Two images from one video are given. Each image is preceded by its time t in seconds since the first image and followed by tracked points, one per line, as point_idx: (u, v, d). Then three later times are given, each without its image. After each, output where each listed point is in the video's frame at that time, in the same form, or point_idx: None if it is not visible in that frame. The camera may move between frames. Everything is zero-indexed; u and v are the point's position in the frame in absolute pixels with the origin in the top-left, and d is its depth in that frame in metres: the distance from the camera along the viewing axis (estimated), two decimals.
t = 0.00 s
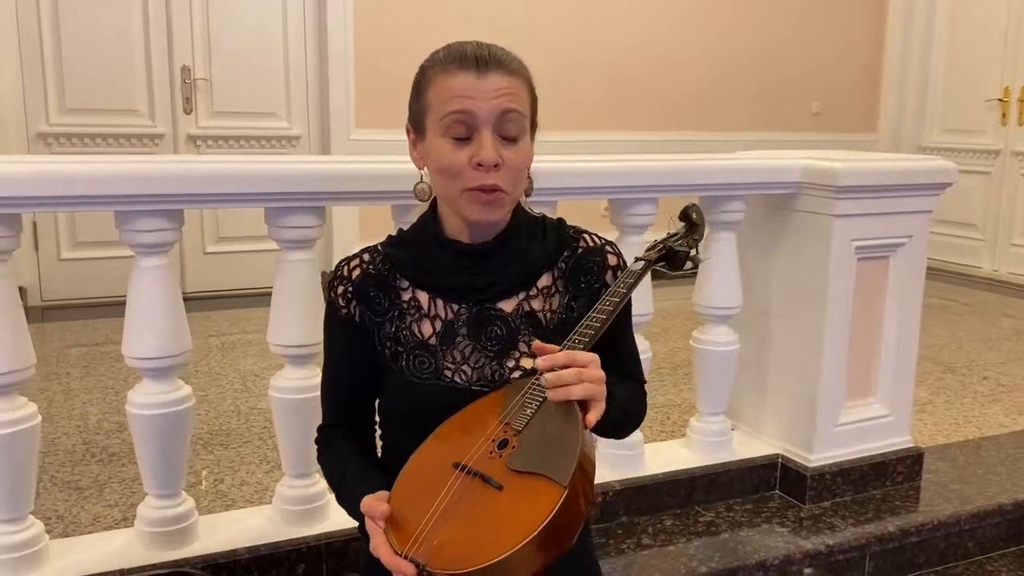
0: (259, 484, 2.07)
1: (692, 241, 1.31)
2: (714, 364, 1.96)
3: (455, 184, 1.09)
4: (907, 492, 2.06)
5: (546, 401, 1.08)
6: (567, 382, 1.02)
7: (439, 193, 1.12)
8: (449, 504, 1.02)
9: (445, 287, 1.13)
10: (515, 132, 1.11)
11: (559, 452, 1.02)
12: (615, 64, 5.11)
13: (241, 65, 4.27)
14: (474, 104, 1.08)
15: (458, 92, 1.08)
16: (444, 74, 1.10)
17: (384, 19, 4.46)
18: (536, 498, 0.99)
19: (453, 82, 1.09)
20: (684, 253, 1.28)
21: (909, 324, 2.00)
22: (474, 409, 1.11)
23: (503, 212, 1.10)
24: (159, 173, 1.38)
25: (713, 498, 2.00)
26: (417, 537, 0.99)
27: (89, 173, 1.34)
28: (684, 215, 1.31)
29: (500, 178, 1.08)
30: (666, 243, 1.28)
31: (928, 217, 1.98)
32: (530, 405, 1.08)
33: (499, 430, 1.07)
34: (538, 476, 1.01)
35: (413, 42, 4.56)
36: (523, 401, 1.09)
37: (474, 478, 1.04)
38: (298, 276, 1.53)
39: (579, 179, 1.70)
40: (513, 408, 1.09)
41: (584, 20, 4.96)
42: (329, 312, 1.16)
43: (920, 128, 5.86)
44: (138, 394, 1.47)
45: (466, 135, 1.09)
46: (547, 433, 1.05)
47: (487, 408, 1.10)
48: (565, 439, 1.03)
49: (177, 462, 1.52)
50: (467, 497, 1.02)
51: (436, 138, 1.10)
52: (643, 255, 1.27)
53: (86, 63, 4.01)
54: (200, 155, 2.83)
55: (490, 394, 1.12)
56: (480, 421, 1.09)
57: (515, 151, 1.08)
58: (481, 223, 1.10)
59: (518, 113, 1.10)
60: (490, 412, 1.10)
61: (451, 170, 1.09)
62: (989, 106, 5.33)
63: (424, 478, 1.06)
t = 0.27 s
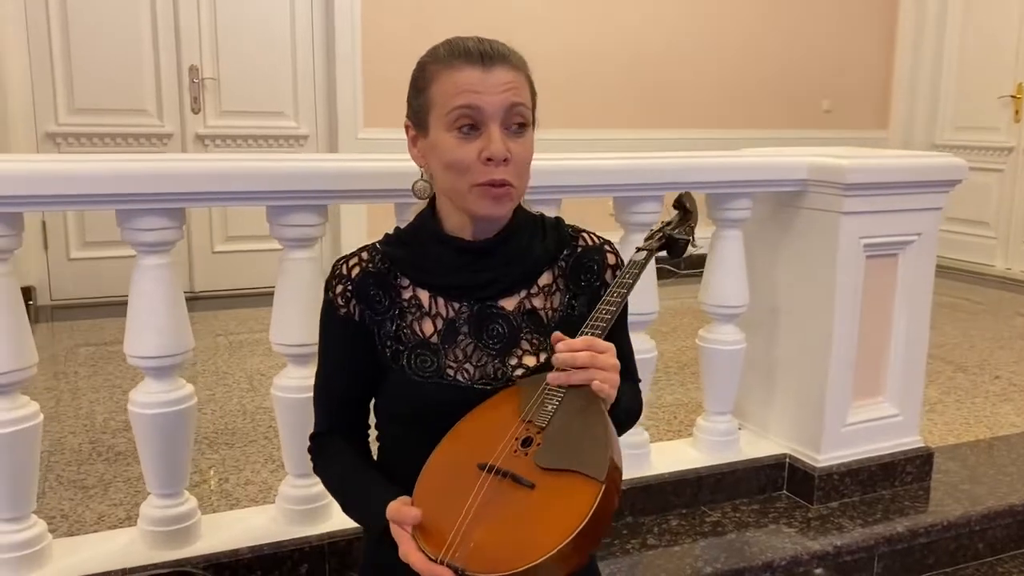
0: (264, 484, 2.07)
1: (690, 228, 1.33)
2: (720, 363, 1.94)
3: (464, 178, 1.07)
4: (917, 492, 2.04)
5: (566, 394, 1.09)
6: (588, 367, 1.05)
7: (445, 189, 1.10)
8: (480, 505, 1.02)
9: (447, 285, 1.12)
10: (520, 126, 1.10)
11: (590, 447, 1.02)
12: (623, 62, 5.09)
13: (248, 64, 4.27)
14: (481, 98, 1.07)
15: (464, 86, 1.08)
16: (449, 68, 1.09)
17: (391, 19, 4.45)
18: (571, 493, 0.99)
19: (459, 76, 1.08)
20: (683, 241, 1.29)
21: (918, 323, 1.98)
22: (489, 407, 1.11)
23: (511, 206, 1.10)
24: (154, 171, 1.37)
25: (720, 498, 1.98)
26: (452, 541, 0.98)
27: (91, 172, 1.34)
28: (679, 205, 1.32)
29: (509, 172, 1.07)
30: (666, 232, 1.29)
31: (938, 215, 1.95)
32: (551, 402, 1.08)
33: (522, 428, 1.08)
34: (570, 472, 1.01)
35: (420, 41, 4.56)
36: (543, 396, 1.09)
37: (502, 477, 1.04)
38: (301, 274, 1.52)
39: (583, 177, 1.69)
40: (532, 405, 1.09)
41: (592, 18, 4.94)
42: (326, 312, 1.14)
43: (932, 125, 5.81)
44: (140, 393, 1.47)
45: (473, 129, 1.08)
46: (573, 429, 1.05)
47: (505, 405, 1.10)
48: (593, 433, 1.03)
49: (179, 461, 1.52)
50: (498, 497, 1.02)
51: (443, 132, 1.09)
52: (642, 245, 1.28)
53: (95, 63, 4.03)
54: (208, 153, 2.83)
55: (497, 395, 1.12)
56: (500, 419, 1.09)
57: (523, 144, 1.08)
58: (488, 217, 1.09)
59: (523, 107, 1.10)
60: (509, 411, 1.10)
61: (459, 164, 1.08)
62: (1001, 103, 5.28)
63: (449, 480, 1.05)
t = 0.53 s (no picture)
0: (266, 485, 2.06)
1: (695, 231, 1.31)
2: (723, 364, 1.93)
3: (473, 178, 1.06)
4: (923, 494, 2.02)
5: (581, 402, 1.09)
6: (606, 375, 1.06)
7: (452, 190, 1.09)
8: (499, 514, 1.02)
9: (449, 286, 1.11)
10: (523, 122, 1.10)
11: (609, 461, 1.04)
12: (629, 61, 5.08)
13: (252, 64, 4.27)
14: (485, 96, 1.06)
15: (467, 85, 1.07)
16: (449, 68, 1.08)
17: (396, 18, 4.45)
18: (594, 503, 1.01)
19: (461, 75, 1.07)
20: (688, 246, 1.29)
21: (924, 324, 1.96)
22: (498, 412, 1.10)
23: (520, 203, 1.09)
24: (151, 173, 1.36)
25: (724, 500, 1.97)
26: (472, 551, 0.98)
27: (89, 174, 1.33)
28: (684, 206, 1.31)
29: (518, 168, 1.07)
30: (671, 235, 1.28)
31: (943, 214, 1.93)
32: (564, 409, 1.08)
33: (536, 434, 1.08)
34: (590, 484, 1.03)
35: (425, 40, 4.55)
36: (557, 402, 1.09)
37: (519, 486, 1.04)
38: (300, 275, 1.51)
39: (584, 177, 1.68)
40: (543, 411, 1.10)
41: (598, 17, 4.93)
42: (323, 315, 1.13)
43: (940, 123, 5.77)
44: (139, 395, 1.46)
45: (479, 127, 1.07)
46: (590, 439, 1.06)
47: (514, 410, 1.10)
48: (610, 444, 1.06)
49: (179, 463, 1.51)
50: (517, 506, 1.02)
51: (448, 133, 1.07)
52: (647, 248, 1.27)
53: (101, 64, 4.03)
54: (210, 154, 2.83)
55: (500, 401, 1.11)
56: (512, 425, 1.09)
57: (530, 140, 1.07)
58: (497, 216, 1.09)
59: (525, 103, 1.10)
60: (519, 416, 1.10)
61: (467, 164, 1.06)
62: (1011, 101, 5.24)
63: (464, 487, 1.05)
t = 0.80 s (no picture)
0: (268, 486, 2.06)
1: (694, 230, 1.31)
2: (725, 364, 1.92)
3: (473, 180, 1.06)
4: (926, 494, 2.01)
5: (583, 401, 1.10)
6: (608, 372, 1.06)
7: (451, 192, 1.08)
8: (503, 511, 1.01)
9: (449, 282, 1.10)
10: (520, 122, 1.10)
11: (612, 460, 1.04)
12: (632, 60, 5.07)
13: (256, 65, 4.28)
14: (483, 98, 1.06)
15: (464, 88, 1.07)
16: (445, 72, 1.08)
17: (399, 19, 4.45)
18: (597, 500, 1.01)
19: (458, 78, 1.07)
20: (688, 245, 1.29)
21: (928, 323, 1.95)
22: (499, 410, 1.10)
23: (521, 204, 1.09)
24: (151, 174, 1.35)
25: (727, 500, 1.96)
26: (476, 547, 0.98)
27: (89, 175, 1.33)
28: (683, 205, 1.30)
29: (518, 169, 1.07)
30: (671, 234, 1.28)
31: (946, 213, 1.93)
32: (566, 407, 1.09)
33: (538, 434, 1.08)
34: (592, 482, 1.03)
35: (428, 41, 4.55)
36: (559, 401, 1.09)
37: (521, 484, 1.04)
38: (301, 276, 1.51)
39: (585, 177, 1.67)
40: (545, 410, 1.10)
41: (601, 17, 4.92)
42: (322, 313, 1.13)
43: (945, 123, 5.76)
44: (141, 396, 1.46)
45: (477, 130, 1.07)
46: (592, 438, 1.07)
47: (517, 409, 1.10)
48: (613, 443, 1.06)
49: (181, 464, 1.52)
50: (520, 504, 1.02)
51: (446, 136, 1.07)
52: (646, 247, 1.27)
53: (105, 65, 4.04)
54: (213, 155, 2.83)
55: (502, 399, 1.11)
56: (514, 423, 1.09)
57: (529, 139, 1.07)
58: (498, 218, 1.08)
59: (522, 103, 1.10)
60: (521, 415, 1.10)
61: (467, 167, 1.06)
62: (1016, 100, 5.22)
63: (467, 486, 1.05)
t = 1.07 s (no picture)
0: (273, 486, 2.07)
1: (704, 229, 1.30)
2: (729, 364, 1.92)
3: (478, 180, 1.06)
4: (931, 494, 2.01)
5: (584, 403, 1.09)
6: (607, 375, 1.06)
7: (456, 192, 1.09)
8: (499, 513, 1.02)
9: (453, 280, 1.11)
10: (526, 122, 1.10)
11: (610, 464, 1.04)
12: (635, 60, 5.07)
13: (259, 66, 4.28)
14: (488, 98, 1.06)
15: (469, 88, 1.07)
16: (451, 72, 1.08)
17: (403, 20, 4.46)
18: (594, 505, 1.01)
19: (463, 79, 1.07)
20: (697, 245, 1.28)
21: (932, 323, 1.95)
22: (500, 409, 1.10)
23: (525, 204, 1.09)
24: (158, 176, 1.36)
25: (731, 500, 1.96)
26: (471, 550, 0.99)
27: (95, 176, 1.33)
28: (692, 204, 1.29)
29: (522, 169, 1.07)
30: (679, 235, 1.27)
31: (951, 213, 1.92)
32: (567, 409, 1.08)
33: (538, 434, 1.08)
34: (590, 486, 1.03)
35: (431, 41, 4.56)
36: (560, 403, 1.09)
37: (519, 486, 1.04)
38: (306, 276, 1.51)
39: (589, 178, 1.68)
40: (546, 411, 1.09)
41: (604, 17, 4.93)
42: (328, 310, 1.13)
43: (948, 122, 5.75)
44: (147, 396, 1.47)
45: (482, 130, 1.07)
46: (592, 440, 1.06)
47: (518, 408, 1.10)
48: (613, 446, 1.05)
49: (186, 464, 1.52)
50: (517, 506, 1.02)
51: (451, 136, 1.07)
52: (654, 248, 1.27)
53: (110, 66, 4.05)
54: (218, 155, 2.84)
55: (505, 398, 1.11)
56: (514, 424, 1.09)
57: (533, 140, 1.08)
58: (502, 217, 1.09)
59: (527, 103, 1.10)
60: (522, 415, 1.09)
61: (471, 167, 1.06)
62: (1019, 99, 5.22)
63: (465, 486, 1.05)
